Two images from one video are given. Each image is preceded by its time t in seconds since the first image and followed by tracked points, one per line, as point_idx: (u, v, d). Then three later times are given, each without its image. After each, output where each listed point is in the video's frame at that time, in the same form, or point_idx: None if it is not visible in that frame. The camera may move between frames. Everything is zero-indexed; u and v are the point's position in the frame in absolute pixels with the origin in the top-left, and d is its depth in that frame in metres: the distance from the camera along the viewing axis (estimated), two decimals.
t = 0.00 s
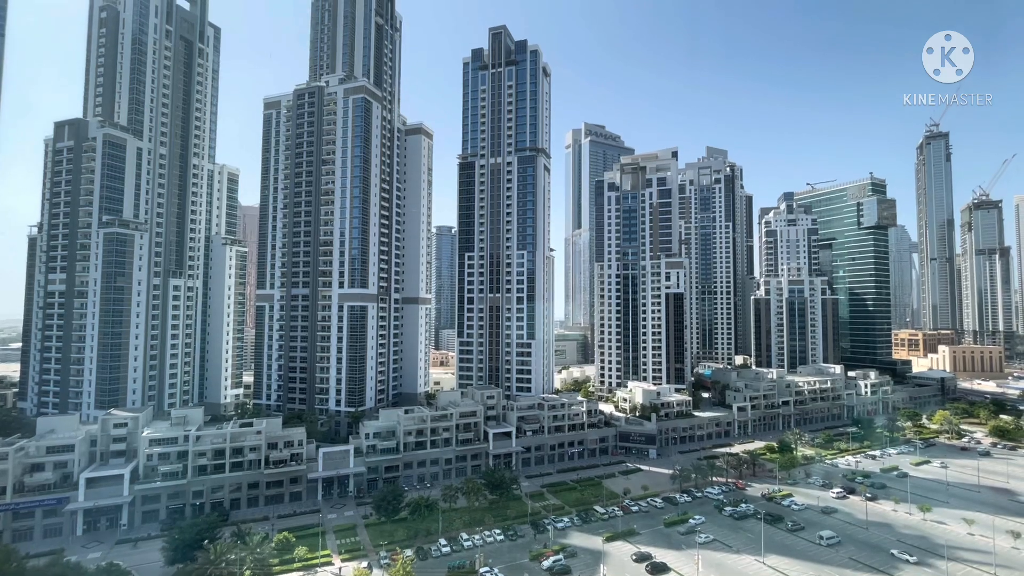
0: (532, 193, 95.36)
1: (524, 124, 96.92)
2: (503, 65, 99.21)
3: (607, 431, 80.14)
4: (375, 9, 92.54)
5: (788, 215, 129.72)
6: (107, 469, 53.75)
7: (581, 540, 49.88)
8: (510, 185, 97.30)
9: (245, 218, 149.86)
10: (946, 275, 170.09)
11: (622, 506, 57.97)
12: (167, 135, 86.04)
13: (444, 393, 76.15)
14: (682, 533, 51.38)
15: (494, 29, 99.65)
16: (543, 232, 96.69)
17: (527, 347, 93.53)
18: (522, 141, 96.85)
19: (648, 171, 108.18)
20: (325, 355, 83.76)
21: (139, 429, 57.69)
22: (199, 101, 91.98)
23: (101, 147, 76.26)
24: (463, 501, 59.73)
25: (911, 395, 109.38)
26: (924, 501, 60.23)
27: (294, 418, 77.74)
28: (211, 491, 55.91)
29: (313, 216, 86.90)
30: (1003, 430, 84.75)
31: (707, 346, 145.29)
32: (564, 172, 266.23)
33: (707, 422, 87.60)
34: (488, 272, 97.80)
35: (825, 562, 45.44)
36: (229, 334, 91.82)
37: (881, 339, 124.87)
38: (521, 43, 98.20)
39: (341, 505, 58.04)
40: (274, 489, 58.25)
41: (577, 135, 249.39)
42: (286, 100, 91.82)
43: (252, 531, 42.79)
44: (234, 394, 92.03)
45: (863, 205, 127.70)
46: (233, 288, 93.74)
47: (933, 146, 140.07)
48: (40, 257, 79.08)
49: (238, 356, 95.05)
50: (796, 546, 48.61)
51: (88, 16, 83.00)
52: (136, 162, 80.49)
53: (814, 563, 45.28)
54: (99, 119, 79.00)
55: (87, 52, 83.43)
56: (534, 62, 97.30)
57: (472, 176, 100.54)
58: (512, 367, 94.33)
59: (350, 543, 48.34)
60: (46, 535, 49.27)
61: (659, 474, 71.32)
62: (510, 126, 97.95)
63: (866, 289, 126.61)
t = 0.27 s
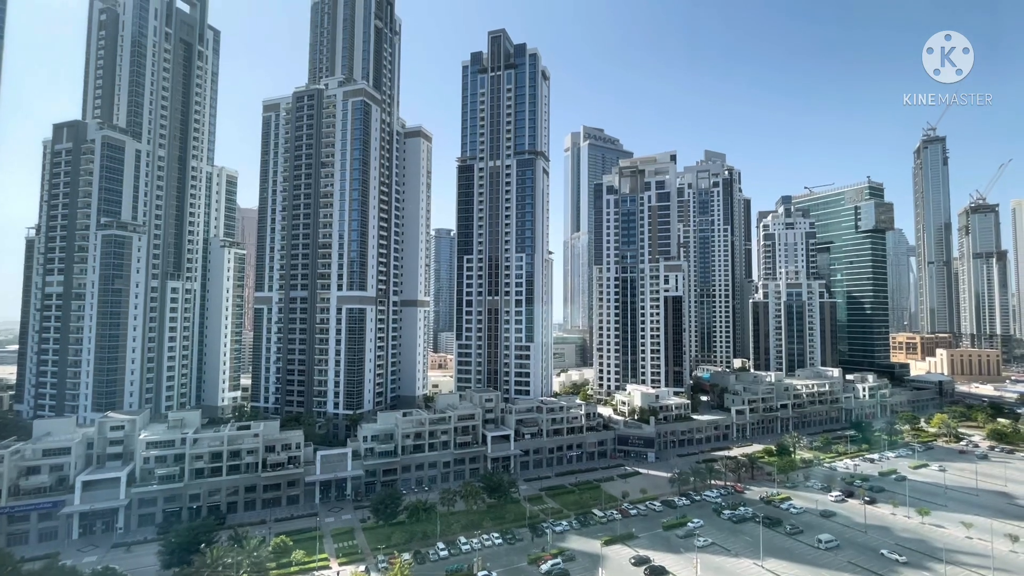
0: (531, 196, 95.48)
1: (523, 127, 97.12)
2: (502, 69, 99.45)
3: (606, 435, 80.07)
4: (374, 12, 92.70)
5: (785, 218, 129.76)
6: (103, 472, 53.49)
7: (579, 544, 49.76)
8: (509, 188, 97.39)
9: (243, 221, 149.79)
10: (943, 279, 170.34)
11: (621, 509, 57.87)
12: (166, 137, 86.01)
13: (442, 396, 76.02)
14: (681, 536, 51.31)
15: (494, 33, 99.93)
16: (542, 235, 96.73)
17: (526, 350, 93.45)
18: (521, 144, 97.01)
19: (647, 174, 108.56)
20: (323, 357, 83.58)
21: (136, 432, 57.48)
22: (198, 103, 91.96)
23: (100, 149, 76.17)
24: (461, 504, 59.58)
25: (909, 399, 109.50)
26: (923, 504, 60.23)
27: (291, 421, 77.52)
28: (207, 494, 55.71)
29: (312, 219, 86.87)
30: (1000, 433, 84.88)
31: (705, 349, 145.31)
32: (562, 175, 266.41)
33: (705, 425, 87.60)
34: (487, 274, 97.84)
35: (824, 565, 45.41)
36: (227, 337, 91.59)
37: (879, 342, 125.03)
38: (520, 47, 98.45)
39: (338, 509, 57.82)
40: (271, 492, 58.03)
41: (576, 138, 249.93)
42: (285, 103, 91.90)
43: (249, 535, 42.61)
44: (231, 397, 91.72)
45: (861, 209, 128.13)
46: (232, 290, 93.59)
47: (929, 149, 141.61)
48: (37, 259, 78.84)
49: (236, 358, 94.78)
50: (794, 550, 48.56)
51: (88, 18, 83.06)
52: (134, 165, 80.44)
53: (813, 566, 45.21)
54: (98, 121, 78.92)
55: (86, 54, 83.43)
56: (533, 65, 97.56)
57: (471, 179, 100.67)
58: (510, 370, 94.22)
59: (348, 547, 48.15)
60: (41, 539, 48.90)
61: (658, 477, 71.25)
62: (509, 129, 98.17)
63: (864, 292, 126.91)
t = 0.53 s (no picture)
0: (529, 200, 95.61)
1: (521, 131, 97.31)
2: (501, 73, 99.74)
3: (603, 439, 79.98)
4: (373, 16, 92.92)
5: (782, 223, 129.74)
6: (98, 476, 53.12)
7: (577, 548, 49.59)
8: (507, 192, 97.47)
9: (241, 223, 149.66)
10: (940, 283, 171.37)
11: (619, 513, 57.75)
12: (164, 140, 85.92)
13: (440, 400, 75.84)
14: (679, 541, 51.19)
15: (493, 37, 100.29)
16: (540, 238, 96.85)
17: (523, 354, 93.35)
18: (519, 148, 97.16)
19: (645, 179, 109.50)
20: (320, 361, 83.35)
21: (132, 435, 57.14)
22: (196, 106, 91.91)
23: (97, 152, 76.05)
24: (458, 508, 59.37)
25: (906, 403, 109.69)
26: (920, 509, 60.26)
27: (288, 424, 77.23)
28: (203, 498, 55.31)
29: (310, 222, 86.77)
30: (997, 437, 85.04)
31: (703, 354, 145.35)
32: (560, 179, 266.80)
33: (703, 429, 87.56)
34: (485, 278, 97.84)
35: (822, 570, 45.33)
36: (224, 340, 91.29)
37: (876, 347, 125.26)
38: (518, 51, 98.77)
39: (335, 513, 57.55)
40: (267, 497, 57.72)
41: (574, 142, 250.50)
42: (284, 106, 91.94)
43: (244, 539, 42.35)
44: (228, 401, 91.35)
45: (858, 213, 128.62)
46: (229, 293, 93.38)
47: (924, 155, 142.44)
48: (33, 262, 78.54)
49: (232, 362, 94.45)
50: (792, 555, 48.49)
51: (87, 20, 83.09)
52: (132, 167, 80.31)
53: (810, 571, 45.12)
54: (96, 124, 78.79)
55: (84, 57, 83.36)
56: (531, 69, 97.89)
57: (469, 183, 100.82)
58: (508, 374, 94.10)
59: (345, 551, 47.90)
60: (35, 544, 48.53)
61: (656, 481, 71.16)
62: (507, 133, 98.36)
63: (861, 296, 127.30)
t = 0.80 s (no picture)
0: (527, 203, 95.73)
1: (519, 134, 97.46)
2: (499, 76, 100.00)
3: (601, 442, 79.89)
4: (372, 19, 93.09)
5: (779, 227, 130.16)
6: (92, 480, 52.68)
7: (574, 553, 49.43)
8: (505, 196, 97.58)
9: (238, 226, 149.50)
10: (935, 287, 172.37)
11: (616, 517, 57.61)
12: (161, 142, 85.74)
13: (437, 403, 75.62)
14: (676, 545, 51.09)
15: (491, 41, 100.62)
16: (538, 242, 96.95)
17: (521, 357, 93.26)
18: (517, 151, 97.28)
19: (642, 182, 109.66)
20: (317, 364, 83.08)
21: (126, 439, 56.74)
22: (194, 108, 91.84)
23: (94, 154, 75.82)
24: (455, 512, 59.14)
25: (902, 407, 110.01)
26: (917, 513, 60.31)
27: (284, 428, 76.93)
28: (198, 502, 54.91)
29: (307, 224, 86.66)
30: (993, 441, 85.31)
31: (700, 357, 145.48)
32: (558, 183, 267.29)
33: (700, 433, 87.56)
34: (482, 281, 97.82)
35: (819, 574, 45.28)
36: (220, 342, 90.94)
37: (872, 351, 125.61)
38: (516, 55, 99.05)
39: (331, 517, 57.27)
40: (263, 500, 57.42)
41: (572, 146, 251.23)
42: (281, 108, 91.92)
43: (239, 543, 42.04)
44: (224, 404, 90.95)
45: (854, 218, 129.14)
46: (225, 296, 93.10)
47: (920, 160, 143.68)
48: (28, 264, 78.16)
49: (229, 365, 94.09)
50: (789, 559, 48.44)
51: (84, 22, 83.03)
52: (129, 169, 80.11)
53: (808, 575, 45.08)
54: (92, 125, 78.58)
55: (81, 59, 83.19)
56: (529, 73, 98.21)
57: (467, 186, 100.92)
58: (505, 378, 93.97)
59: (341, 555, 47.62)
60: (28, 548, 48.10)
61: (653, 485, 71.09)
62: (505, 137, 98.52)
63: (858, 300, 127.74)
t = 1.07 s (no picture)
0: (524, 206, 95.79)
1: (516, 137, 97.59)
2: (496, 79, 100.18)
3: (597, 444, 79.86)
4: (369, 21, 93.15)
5: (775, 230, 130.60)
6: (85, 482, 52.26)
7: (570, 555, 49.34)
8: (502, 198, 97.62)
9: (234, 227, 149.06)
10: (930, 290, 173.77)
11: (613, 520, 57.57)
12: (157, 143, 85.48)
13: (433, 405, 75.43)
14: (672, 547, 51.05)
15: (488, 44, 100.81)
16: (535, 244, 97.00)
17: (517, 359, 93.19)
18: (514, 154, 97.39)
19: (639, 185, 109.31)
20: (313, 365, 82.80)
21: (120, 441, 56.35)
22: (191, 109, 91.60)
23: (89, 154, 75.51)
24: (451, 515, 58.96)
25: (897, 409, 110.44)
26: (912, 515, 60.51)
27: (280, 430, 76.59)
28: (192, 505, 54.55)
29: (303, 226, 86.45)
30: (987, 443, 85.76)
31: (697, 360, 145.72)
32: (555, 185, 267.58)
33: (697, 435, 87.65)
34: (479, 283, 97.78)
35: None
36: (216, 344, 90.53)
37: (868, 353, 126.09)
38: (513, 58, 99.28)
39: (327, 520, 57.00)
40: (258, 503, 57.11)
41: (569, 148, 251.67)
42: (278, 110, 91.77)
43: (233, 546, 41.75)
44: (219, 406, 90.51)
45: (849, 221, 129.77)
46: (221, 297, 92.75)
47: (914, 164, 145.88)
48: (22, 265, 77.72)
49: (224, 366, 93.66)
50: (786, 561, 48.47)
51: (80, 22, 82.77)
52: (124, 170, 79.84)
53: None
54: (88, 126, 78.27)
55: (77, 59, 82.88)
56: (526, 76, 98.44)
57: (464, 188, 100.94)
58: (502, 380, 93.85)
59: (336, 558, 47.39)
60: (20, 551, 47.67)
61: (649, 487, 71.10)
62: (503, 139, 98.62)
63: (853, 303, 128.30)
